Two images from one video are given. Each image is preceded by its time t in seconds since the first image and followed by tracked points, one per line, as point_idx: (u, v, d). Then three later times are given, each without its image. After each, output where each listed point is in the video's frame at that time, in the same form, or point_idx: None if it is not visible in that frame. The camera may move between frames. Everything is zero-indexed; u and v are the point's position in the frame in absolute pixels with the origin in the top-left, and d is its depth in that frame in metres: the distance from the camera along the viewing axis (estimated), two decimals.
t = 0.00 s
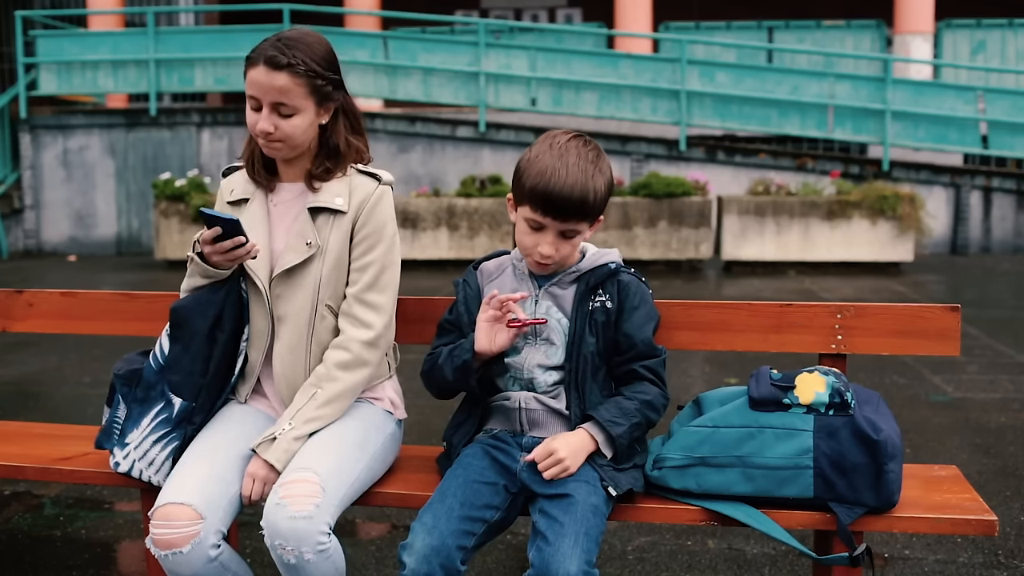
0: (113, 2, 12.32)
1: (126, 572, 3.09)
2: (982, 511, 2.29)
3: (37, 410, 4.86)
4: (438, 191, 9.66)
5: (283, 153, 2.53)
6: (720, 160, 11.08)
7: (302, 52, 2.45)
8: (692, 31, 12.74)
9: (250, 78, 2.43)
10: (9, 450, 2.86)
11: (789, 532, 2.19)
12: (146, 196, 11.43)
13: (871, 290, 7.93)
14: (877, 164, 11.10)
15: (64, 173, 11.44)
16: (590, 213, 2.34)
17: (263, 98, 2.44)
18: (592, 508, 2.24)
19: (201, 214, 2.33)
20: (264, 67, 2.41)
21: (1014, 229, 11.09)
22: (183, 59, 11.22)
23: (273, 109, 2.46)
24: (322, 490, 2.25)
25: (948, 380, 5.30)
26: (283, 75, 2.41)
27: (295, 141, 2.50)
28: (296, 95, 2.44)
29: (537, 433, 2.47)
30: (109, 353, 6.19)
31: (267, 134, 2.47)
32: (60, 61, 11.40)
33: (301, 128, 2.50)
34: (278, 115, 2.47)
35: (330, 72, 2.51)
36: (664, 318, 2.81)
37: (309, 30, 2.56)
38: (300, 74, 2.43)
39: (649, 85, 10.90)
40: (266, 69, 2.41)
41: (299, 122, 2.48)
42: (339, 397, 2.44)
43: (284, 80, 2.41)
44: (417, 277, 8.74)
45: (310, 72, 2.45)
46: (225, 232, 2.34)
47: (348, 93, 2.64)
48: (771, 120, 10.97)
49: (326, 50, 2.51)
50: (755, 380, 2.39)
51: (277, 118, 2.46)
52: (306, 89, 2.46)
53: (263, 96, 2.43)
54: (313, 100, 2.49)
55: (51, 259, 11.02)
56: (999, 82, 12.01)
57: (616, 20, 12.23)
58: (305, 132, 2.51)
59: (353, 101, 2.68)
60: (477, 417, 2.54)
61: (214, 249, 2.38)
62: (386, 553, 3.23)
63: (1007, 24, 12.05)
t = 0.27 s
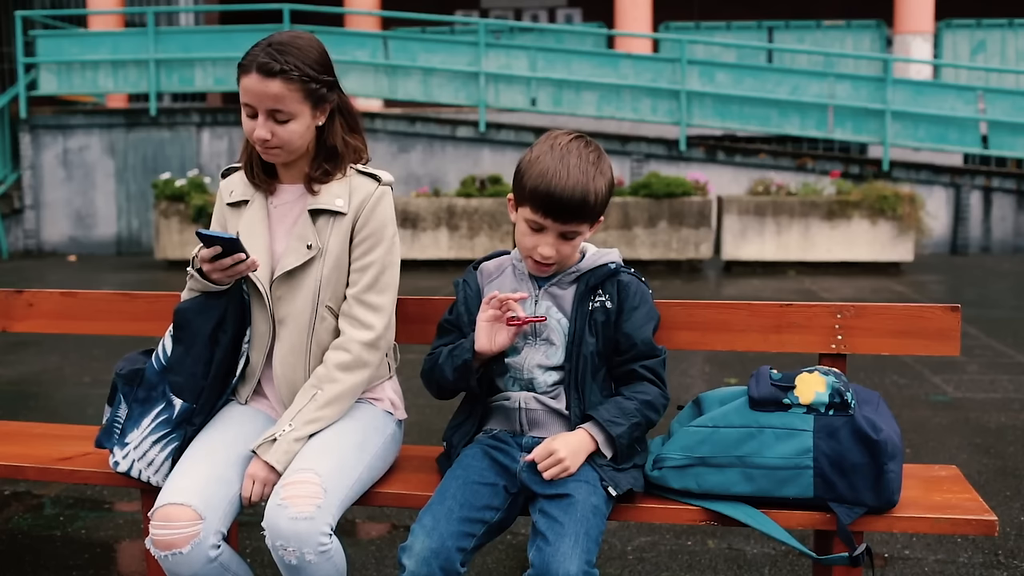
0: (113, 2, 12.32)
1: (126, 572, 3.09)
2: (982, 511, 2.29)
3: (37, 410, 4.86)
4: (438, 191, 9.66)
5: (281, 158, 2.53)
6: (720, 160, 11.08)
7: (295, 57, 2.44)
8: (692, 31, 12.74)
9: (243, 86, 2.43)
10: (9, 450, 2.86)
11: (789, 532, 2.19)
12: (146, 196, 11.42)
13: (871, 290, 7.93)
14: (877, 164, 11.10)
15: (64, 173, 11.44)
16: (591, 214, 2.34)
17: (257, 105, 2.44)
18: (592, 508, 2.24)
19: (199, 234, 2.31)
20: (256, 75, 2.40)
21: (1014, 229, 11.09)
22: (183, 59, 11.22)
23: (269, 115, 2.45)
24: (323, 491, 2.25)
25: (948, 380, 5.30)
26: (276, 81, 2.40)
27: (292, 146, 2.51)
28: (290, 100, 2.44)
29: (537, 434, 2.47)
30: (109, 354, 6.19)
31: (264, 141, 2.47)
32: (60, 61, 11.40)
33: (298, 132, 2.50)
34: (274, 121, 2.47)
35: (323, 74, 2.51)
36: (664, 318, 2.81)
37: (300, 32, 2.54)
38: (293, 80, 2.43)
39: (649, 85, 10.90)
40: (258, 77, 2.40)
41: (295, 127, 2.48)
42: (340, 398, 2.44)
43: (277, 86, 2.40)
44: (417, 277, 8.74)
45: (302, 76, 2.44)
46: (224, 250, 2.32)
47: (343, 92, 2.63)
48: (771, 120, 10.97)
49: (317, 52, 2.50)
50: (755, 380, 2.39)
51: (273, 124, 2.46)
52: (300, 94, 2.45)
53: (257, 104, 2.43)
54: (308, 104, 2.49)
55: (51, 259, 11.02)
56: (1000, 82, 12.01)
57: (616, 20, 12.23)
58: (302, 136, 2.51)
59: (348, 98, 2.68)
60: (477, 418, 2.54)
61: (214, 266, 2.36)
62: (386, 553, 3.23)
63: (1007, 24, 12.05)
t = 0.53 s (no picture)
0: (113, 2, 12.32)
1: (126, 572, 3.09)
2: (982, 511, 2.29)
3: (37, 410, 4.86)
4: (438, 191, 9.66)
5: (277, 158, 2.53)
6: (720, 160, 11.08)
7: (288, 57, 2.44)
8: (692, 31, 12.74)
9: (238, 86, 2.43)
10: (9, 450, 2.86)
11: (789, 532, 2.19)
12: (146, 196, 11.42)
13: (871, 290, 7.93)
14: (877, 164, 11.10)
15: (64, 173, 11.44)
16: (591, 218, 2.34)
17: (253, 106, 2.43)
18: (592, 509, 2.24)
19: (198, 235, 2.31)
20: (250, 75, 2.40)
21: (1014, 229, 11.10)
22: (183, 59, 11.22)
23: (265, 116, 2.45)
24: (325, 501, 2.24)
25: (948, 380, 5.30)
26: (269, 81, 2.40)
27: (289, 146, 2.50)
28: (285, 100, 2.44)
29: (537, 434, 2.47)
30: (109, 354, 6.19)
31: (261, 142, 2.47)
32: (60, 61, 11.40)
33: (295, 132, 2.50)
34: (270, 121, 2.46)
35: (317, 73, 2.50)
36: (664, 318, 2.81)
37: (295, 31, 2.54)
38: (287, 79, 2.42)
39: (648, 85, 10.90)
40: (252, 77, 2.40)
41: (291, 127, 2.47)
42: (339, 400, 2.44)
43: (271, 86, 2.40)
44: (417, 277, 8.74)
45: (296, 76, 2.43)
46: (224, 251, 2.32)
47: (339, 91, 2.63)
48: (771, 120, 10.96)
49: (311, 51, 2.50)
50: (755, 380, 2.39)
51: (268, 124, 2.46)
52: (295, 93, 2.45)
53: (252, 104, 2.43)
54: (303, 103, 2.48)
55: (51, 259, 11.01)
56: (999, 82, 12.01)
57: (616, 20, 12.23)
58: (299, 136, 2.51)
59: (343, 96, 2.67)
60: (477, 418, 2.54)
61: (214, 267, 2.36)
62: (386, 553, 3.23)
63: (1007, 24, 12.05)
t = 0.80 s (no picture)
0: (113, 2, 12.32)
1: (126, 572, 3.09)
2: (982, 511, 2.30)
3: (37, 410, 4.86)
4: (438, 191, 9.66)
5: (276, 158, 2.53)
6: (720, 160, 11.08)
7: (287, 56, 2.44)
8: (692, 31, 12.74)
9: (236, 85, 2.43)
10: (9, 450, 2.86)
11: (789, 532, 2.19)
12: (146, 196, 11.42)
13: (871, 290, 7.93)
14: (877, 164, 11.10)
15: (64, 173, 11.44)
16: (590, 221, 2.34)
17: (251, 106, 2.43)
18: (592, 509, 2.24)
19: (199, 235, 2.31)
20: (249, 75, 2.40)
21: (1014, 229, 11.11)
22: (183, 59, 11.22)
23: (263, 116, 2.45)
24: (325, 505, 2.24)
25: (948, 380, 5.30)
26: (268, 81, 2.40)
27: (287, 146, 2.50)
28: (284, 100, 2.44)
29: (537, 434, 2.47)
30: (109, 353, 6.19)
31: (259, 141, 2.47)
32: (60, 61, 11.39)
33: (293, 132, 2.50)
34: (268, 121, 2.46)
35: (315, 73, 2.50)
36: (664, 318, 2.81)
37: (294, 31, 2.54)
38: (286, 79, 2.42)
39: (649, 85, 10.90)
40: (250, 77, 2.40)
41: (290, 127, 2.47)
42: (339, 400, 2.44)
43: (270, 86, 2.40)
44: (417, 277, 8.74)
45: (295, 75, 2.43)
46: (224, 252, 2.32)
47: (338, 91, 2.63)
48: (771, 120, 10.96)
49: (309, 51, 2.50)
50: (755, 380, 2.39)
51: (267, 124, 2.46)
52: (293, 93, 2.45)
53: (251, 104, 2.43)
54: (302, 102, 2.48)
55: (51, 259, 11.01)
56: (999, 82, 12.01)
57: (616, 20, 12.23)
58: (297, 136, 2.51)
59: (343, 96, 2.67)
60: (477, 418, 2.54)
61: (213, 268, 2.36)
62: (386, 552, 3.23)
63: (1007, 23, 12.05)
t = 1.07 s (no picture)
0: (113, 2, 12.32)
1: (126, 572, 3.09)
2: (982, 511, 2.29)
3: (38, 410, 4.86)
4: (438, 191, 9.66)
5: (276, 157, 2.53)
6: (720, 160, 11.08)
7: (287, 55, 2.44)
8: (692, 31, 12.75)
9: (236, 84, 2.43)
10: (9, 450, 2.86)
11: (789, 532, 2.19)
12: (146, 196, 11.42)
13: (871, 291, 7.93)
14: (877, 164, 11.10)
15: (64, 173, 11.44)
16: (590, 222, 2.34)
17: (251, 105, 2.43)
18: (592, 508, 2.24)
19: (200, 234, 2.31)
20: (249, 74, 2.40)
21: (1014, 229, 11.11)
22: (183, 59, 11.22)
23: (263, 114, 2.45)
24: (325, 505, 2.24)
25: (948, 380, 5.30)
26: (268, 80, 2.40)
27: (287, 145, 2.50)
28: (284, 98, 2.44)
29: (537, 434, 2.47)
30: (109, 354, 6.19)
31: (259, 140, 2.47)
32: (60, 61, 11.40)
33: (293, 131, 2.50)
34: (268, 120, 2.46)
35: (316, 72, 2.50)
36: (664, 318, 2.81)
37: (293, 30, 2.54)
38: (286, 77, 2.42)
39: (648, 85, 10.90)
40: (250, 75, 2.40)
41: (289, 126, 2.47)
42: (339, 400, 2.44)
43: (270, 84, 2.40)
44: (417, 277, 8.74)
45: (295, 74, 2.44)
46: (225, 250, 2.32)
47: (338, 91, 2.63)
48: (771, 120, 10.96)
49: (310, 50, 2.50)
50: (755, 380, 2.39)
51: (267, 123, 2.46)
52: (293, 92, 2.45)
53: (251, 102, 2.43)
54: (302, 102, 2.48)
55: (51, 259, 11.01)
56: (999, 82, 12.01)
57: (616, 20, 12.23)
58: (297, 135, 2.51)
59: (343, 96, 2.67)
60: (477, 418, 2.54)
61: (213, 267, 2.36)
62: (386, 552, 3.23)
63: (1007, 23, 12.05)
